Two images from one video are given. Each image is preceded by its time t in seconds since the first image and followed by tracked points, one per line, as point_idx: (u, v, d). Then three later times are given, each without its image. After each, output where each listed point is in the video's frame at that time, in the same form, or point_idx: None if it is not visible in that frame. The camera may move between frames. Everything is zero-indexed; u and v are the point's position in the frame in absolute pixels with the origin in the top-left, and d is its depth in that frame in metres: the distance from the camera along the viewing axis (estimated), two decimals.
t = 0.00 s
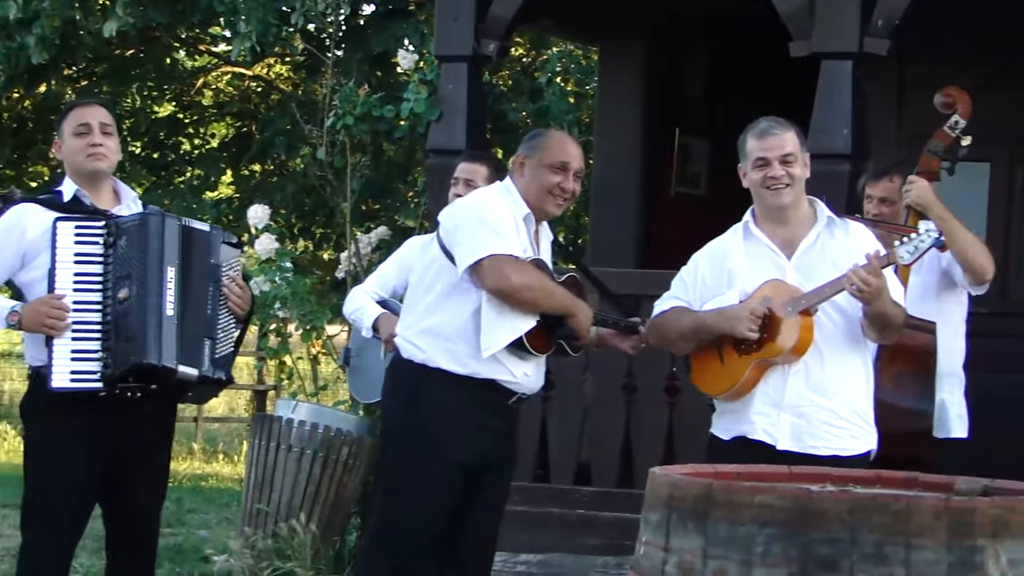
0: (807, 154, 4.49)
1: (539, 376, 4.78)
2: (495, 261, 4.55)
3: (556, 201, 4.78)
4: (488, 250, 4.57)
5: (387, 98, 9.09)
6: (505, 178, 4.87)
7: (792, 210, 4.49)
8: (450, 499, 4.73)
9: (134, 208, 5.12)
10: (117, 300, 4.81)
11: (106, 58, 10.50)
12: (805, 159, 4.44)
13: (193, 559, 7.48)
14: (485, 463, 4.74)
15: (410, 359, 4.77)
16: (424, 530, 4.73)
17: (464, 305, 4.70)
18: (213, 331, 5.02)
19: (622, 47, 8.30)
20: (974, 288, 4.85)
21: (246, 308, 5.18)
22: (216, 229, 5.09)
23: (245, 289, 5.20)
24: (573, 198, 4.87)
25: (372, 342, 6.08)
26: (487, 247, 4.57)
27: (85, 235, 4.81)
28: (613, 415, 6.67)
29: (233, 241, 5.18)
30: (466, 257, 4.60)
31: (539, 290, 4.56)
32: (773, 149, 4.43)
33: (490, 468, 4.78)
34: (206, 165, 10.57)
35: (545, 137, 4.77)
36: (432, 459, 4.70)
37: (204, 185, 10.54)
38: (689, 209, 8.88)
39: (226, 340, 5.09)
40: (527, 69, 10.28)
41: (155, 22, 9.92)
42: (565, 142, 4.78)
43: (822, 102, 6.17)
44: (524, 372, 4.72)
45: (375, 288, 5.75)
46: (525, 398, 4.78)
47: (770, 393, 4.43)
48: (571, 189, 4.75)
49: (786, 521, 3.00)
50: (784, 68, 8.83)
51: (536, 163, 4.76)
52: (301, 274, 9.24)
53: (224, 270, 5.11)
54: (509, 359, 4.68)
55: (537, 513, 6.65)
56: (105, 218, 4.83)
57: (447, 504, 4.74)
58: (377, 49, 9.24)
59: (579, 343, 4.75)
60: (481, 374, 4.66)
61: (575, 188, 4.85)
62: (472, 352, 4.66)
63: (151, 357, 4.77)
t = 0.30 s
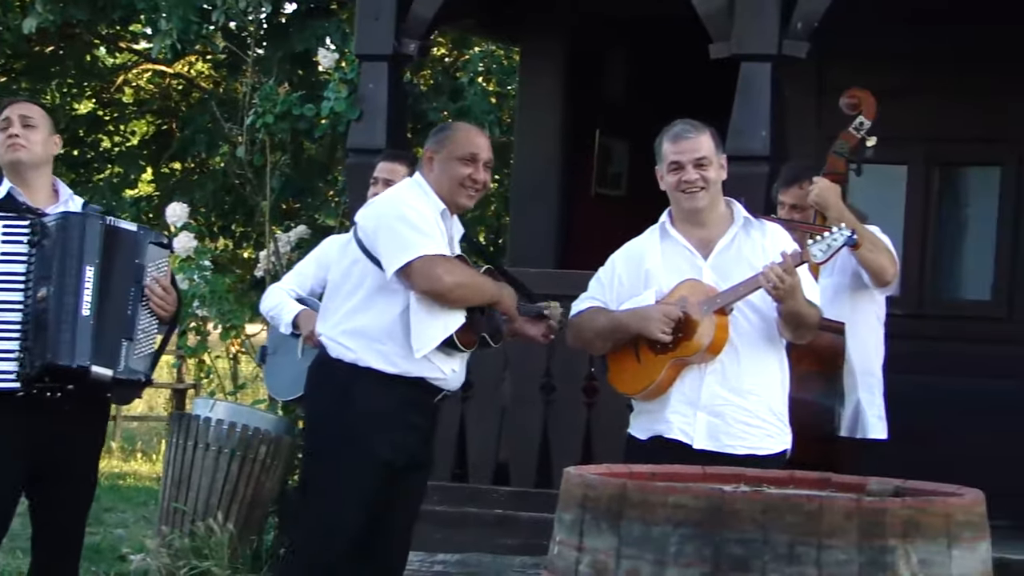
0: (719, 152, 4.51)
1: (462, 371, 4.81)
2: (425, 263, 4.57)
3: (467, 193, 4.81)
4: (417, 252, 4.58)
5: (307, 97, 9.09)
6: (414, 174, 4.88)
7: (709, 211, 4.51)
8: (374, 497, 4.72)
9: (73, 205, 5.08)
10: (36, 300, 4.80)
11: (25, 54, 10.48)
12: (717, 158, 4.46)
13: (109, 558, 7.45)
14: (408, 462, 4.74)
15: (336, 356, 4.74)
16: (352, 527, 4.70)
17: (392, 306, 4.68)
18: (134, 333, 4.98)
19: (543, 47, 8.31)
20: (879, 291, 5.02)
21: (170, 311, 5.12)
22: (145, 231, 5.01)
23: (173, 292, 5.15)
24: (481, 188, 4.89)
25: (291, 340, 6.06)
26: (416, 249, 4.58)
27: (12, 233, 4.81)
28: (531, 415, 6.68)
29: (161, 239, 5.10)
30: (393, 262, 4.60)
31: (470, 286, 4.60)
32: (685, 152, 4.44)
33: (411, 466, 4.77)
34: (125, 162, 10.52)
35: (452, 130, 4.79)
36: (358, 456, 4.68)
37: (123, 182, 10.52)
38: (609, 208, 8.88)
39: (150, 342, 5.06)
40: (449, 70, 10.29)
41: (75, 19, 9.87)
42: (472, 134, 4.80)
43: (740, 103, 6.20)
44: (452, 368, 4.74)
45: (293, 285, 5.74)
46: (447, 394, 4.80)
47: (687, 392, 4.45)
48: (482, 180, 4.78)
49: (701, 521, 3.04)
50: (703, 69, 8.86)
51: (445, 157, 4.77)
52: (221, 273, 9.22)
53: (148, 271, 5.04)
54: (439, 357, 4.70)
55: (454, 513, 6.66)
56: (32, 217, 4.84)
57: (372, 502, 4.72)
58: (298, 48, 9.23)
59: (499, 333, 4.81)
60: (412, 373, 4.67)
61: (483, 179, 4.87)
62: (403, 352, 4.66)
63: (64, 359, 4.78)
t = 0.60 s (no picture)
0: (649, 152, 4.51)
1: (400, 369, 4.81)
2: (371, 261, 4.58)
3: (393, 185, 4.81)
4: (363, 252, 4.58)
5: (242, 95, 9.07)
6: (337, 168, 4.87)
7: (642, 212, 4.53)
8: (318, 499, 4.70)
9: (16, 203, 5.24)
10: None
11: None
12: (647, 160, 4.46)
13: (42, 558, 7.42)
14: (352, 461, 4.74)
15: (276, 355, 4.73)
16: (299, 529, 4.68)
17: (334, 306, 4.69)
18: (59, 339, 5.15)
19: (478, 47, 8.32)
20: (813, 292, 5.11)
21: (101, 313, 5.24)
22: (76, 233, 5.18)
23: (107, 295, 5.27)
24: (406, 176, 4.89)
25: (224, 341, 6.07)
26: (359, 248, 4.59)
27: None
28: (466, 415, 6.69)
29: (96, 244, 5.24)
30: (336, 263, 4.60)
31: (412, 284, 4.63)
32: (616, 157, 4.44)
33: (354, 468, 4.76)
34: (59, 160, 10.48)
35: (374, 125, 4.77)
36: (302, 456, 4.66)
37: (57, 180, 10.47)
38: (548, 210, 8.89)
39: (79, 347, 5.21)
40: (385, 69, 10.29)
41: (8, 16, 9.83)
42: (395, 127, 4.79)
43: (675, 102, 6.22)
44: (393, 365, 4.74)
45: (226, 284, 5.74)
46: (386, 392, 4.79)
47: (620, 392, 4.46)
48: (407, 173, 4.78)
49: (631, 521, 3.05)
50: (639, 70, 8.88)
51: (369, 152, 4.76)
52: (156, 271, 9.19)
53: (77, 274, 5.19)
54: (381, 353, 4.70)
55: (389, 514, 6.66)
56: None
57: (317, 504, 4.70)
58: (233, 47, 9.21)
59: (431, 331, 4.83)
60: (358, 371, 4.68)
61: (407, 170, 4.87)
62: (349, 351, 4.67)
63: None
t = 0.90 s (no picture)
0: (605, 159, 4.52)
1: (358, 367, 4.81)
2: (333, 265, 4.57)
3: (354, 188, 4.80)
4: (324, 254, 4.57)
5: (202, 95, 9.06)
6: (299, 171, 4.87)
7: (600, 217, 4.53)
8: (274, 499, 4.70)
9: None
10: None
11: None
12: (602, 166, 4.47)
13: None
14: (307, 461, 4.74)
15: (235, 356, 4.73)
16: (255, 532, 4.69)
17: (295, 307, 4.67)
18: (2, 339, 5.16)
19: (438, 48, 8.32)
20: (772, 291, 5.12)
21: (46, 317, 5.26)
22: (21, 235, 5.24)
23: (53, 303, 5.31)
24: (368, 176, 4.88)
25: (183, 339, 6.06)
26: (321, 251, 4.57)
27: None
28: (425, 415, 6.69)
29: (42, 247, 5.30)
30: (298, 262, 4.58)
31: (372, 286, 4.62)
32: (572, 165, 4.44)
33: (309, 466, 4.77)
34: (19, 160, 10.45)
35: (337, 127, 4.77)
36: (258, 456, 4.66)
37: (16, 180, 10.45)
38: (508, 211, 8.90)
39: (22, 351, 5.22)
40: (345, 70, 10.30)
41: None
42: (358, 129, 4.79)
43: (634, 104, 6.23)
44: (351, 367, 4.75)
45: (184, 283, 5.73)
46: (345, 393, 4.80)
47: (578, 396, 4.46)
48: (369, 175, 4.77)
49: (586, 521, 3.05)
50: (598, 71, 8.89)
51: (332, 153, 4.75)
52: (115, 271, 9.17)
53: (21, 277, 5.24)
54: (338, 355, 4.71)
55: (348, 514, 6.65)
56: None
57: (273, 503, 4.71)
58: (193, 47, 9.20)
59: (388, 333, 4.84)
60: (316, 373, 4.68)
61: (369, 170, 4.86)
62: (308, 352, 4.67)
63: None
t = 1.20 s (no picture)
0: (575, 152, 4.52)
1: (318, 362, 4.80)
2: (286, 261, 4.55)
3: (317, 186, 4.80)
4: (278, 249, 4.55)
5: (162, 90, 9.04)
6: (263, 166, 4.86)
7: (565, 211, 4.53)
8: (230, 492, 4.70)
9: None
10: None
11: None
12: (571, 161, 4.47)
13: None
14: (262, 458, 4.74)
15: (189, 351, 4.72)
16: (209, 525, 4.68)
17: (250, 303, 4.66)
18: None
19: (400, 43, 8.31)
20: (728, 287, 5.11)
21: None
22: None
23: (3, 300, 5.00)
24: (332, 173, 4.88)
25: (141, 335, 6.05)
26: (275, 246, 4.55)
27: None
28: (385, 411, 6.69)
29: None
30: (251, 257, 4.57)
31: (329, 282, 4.60)
32: (540, 155, 4.44)
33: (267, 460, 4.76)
34: None
35: (302, 122, 4.76)
36: (214, 450, 4.65)
37: None
38: (470, 208, 8.89)
39: None
40: (307, 66, 10.30)
41: None
42: (324, 126, 4.78)
43: (596, 101, 6.24)
44: (308, 364, 4.75)
45: (143, 278, 5.72)
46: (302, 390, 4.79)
47: (540, 390, 4.47)
48: (332, 174, 4.76)
49: (544, 517, 3.05)
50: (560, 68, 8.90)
51: (295, 150, 4.74)
52: (75, 265, 9.15)
53: None
54: (295, 353, 4.70)
55: (309, 509, 6.65)
56: None
57: (228, 497, 4.70)
58: (154, 41, 9.18)
59: (349, 329, 4.85)
60: (272, 370, 4.68)
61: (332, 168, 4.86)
62: (261, 348, 4.66)
63: None
